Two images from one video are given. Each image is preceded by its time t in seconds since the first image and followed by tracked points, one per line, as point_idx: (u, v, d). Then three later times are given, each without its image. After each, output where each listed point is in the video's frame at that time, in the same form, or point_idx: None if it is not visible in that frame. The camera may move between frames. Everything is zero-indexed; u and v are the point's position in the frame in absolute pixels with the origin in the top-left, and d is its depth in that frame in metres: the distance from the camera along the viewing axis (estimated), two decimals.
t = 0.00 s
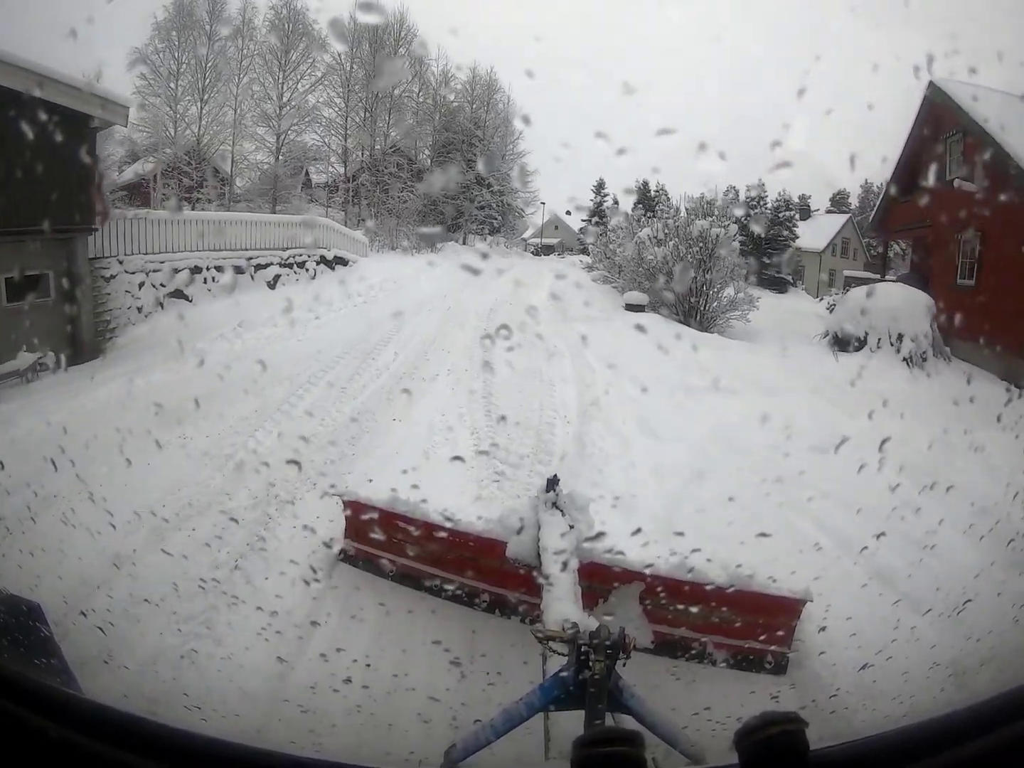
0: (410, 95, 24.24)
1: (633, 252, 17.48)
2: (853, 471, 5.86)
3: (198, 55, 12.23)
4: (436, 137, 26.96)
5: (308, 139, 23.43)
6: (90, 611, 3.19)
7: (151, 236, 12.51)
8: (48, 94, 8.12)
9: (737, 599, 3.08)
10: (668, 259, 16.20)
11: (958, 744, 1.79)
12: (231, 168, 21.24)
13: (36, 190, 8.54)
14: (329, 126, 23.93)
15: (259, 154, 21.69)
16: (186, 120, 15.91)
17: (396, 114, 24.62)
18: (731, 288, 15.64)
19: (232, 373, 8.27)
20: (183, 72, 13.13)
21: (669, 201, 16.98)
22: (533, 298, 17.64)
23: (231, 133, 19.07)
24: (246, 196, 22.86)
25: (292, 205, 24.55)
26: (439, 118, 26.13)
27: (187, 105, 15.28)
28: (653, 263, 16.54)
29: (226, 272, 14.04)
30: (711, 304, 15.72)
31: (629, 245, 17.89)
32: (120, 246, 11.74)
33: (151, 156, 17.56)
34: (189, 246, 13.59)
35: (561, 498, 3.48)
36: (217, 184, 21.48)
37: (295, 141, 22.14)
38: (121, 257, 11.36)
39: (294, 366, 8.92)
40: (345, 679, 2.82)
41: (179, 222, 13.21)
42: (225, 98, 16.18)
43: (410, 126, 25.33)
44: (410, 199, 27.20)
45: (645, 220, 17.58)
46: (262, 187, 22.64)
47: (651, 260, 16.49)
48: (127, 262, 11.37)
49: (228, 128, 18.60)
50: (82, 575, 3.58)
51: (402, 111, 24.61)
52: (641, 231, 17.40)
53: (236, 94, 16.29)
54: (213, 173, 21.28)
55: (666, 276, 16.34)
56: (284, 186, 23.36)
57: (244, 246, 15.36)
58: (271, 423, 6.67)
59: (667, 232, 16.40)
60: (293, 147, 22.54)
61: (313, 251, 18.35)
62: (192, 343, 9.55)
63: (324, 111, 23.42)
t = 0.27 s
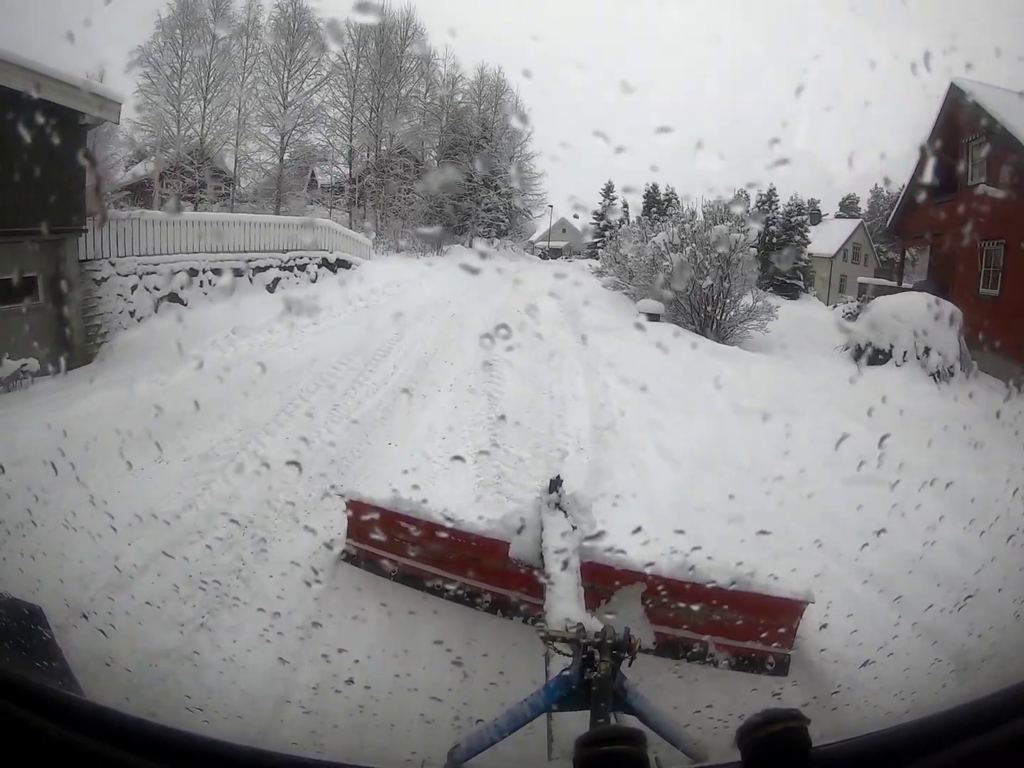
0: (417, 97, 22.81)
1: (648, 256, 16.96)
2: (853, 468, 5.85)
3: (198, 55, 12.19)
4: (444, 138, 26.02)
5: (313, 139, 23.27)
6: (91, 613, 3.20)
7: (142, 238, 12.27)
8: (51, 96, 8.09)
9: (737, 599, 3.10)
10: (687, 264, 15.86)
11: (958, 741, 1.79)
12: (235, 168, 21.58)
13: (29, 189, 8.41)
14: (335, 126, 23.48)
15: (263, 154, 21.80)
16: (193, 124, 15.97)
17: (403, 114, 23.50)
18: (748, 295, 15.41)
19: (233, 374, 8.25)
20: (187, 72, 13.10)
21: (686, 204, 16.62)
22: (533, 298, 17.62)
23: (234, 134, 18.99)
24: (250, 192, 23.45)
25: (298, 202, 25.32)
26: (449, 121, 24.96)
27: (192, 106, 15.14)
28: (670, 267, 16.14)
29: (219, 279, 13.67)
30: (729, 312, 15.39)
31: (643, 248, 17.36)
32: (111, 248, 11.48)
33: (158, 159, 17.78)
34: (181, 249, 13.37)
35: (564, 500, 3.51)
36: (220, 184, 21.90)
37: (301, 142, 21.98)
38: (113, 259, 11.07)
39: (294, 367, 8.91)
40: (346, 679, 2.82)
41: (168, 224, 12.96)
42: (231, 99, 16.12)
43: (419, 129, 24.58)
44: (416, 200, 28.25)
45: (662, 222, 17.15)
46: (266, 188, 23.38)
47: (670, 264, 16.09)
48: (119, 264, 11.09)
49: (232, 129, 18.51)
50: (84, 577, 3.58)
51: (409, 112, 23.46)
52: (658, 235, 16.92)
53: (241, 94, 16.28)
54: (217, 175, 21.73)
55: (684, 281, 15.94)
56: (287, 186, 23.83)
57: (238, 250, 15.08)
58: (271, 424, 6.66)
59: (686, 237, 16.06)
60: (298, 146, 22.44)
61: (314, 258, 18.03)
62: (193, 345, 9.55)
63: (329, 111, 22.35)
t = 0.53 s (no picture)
0: (424, 98, 22.25)
1: (656, 269, 15.14)
2: (853, 468, 5.86)
3: (200, 54, 12.17)
4: (452, 143, 25.35)
5: (320, 141, 23.02)
6: (90, 610, 3.19)
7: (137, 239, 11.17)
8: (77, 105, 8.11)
9: (736, 599, 3.09)
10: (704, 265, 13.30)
11: (956, 742, 1.79)
12: (239, 168, 21.42)
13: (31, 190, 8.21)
14: (340, 127, 23.05)
15: (268, 155, 21.65)
16: (196, 125, 16.35)
17: (409, 115, 22.88)
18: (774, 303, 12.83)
19: (232, 372, 8.23)
20: (190, 72, 13.29)
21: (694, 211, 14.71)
22: (533, 296, 17.61)
23: (238, 133, 18.99)
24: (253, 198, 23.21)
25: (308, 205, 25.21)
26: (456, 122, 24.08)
27: (194, 105, 15.38)
28: (681, 275, 13.86)
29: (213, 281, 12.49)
30: (746, 324, 13.02)
31: (652, 259, 15.54)
32: (105, 251, 10.41)
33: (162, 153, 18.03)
34: (179, 251, 12.31)
35: (559, 503, 3.53)
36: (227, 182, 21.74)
37: (306, 141, 21.65)
38: (104, 263, 10.03)
39: (293, 365, 8.88)
40: (345, 677, 2.83)
41: (165, 223, 11.86)
42: (236, 99, 16.33)
43: (425, 132, 24.20)
44: (425, 205, 27.16)
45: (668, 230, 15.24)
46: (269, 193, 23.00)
47: (674, 275, 14.09)
48: (111, 268, 10.05)
49: (235, 129, 18.48)
50: (83, 574, 3.57)
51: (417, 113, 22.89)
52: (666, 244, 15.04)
53: (244, 94, 16.37)
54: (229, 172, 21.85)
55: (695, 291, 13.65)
56: (291, 189, 23.38)
57: (236, 252, 13.91)
58: (270, 421, 6.66)
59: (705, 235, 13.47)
60: (304, 147, 22.21)
61: (315, 257, 16.73)
62: (193, 342, 9.53)
63: (336, 112, 22.02)
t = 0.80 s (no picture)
0: (429, 99, 22.94)
1: (668, 277, 14.46)
2: (853, 472, 5.86)
3: (202, 51, 12.47)
4: (457, 144, 25.46)
5: (324, 144, 22.79)
6: (88, 607, 3.19)
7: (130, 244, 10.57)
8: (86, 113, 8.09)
9: (734, 602, 3.07)
10: (720, 273, 12.62)
11: (953, 747, 1.80)
12: (241, 170, 20.62)
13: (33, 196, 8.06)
14: (343, 128, 22.99)
15: (269, 156, 20.90)
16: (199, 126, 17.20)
17: (415, 116, 23.25)
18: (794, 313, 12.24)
19: (233, 370, 8.22)
20: (193, 71, 13.86)
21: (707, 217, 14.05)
22: (534, 297, 17.61)
23: (241, 135, 18.99)
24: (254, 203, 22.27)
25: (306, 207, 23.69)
26: (461, 121, 24.22)
27: (196, 103, 16.11)
28: (694, 283, 13.13)
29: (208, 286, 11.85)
30: (765, 335, 12.35)
31: (663, 267, 14.86)
32: (95, 256, 9.85)
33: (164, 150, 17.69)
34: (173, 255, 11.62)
35: (556, 505, 3.53)
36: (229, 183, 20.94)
37: (311, 143, 21.12)
38: (93, 268, 9.49)
39: (294, 364, 8.88)
40: (343, 677, 2.82)
41: (160, 226, 11.29)
42: (242, 98, 17.11)
43: (429, 134, 24.39)
44: (430, 209, 26.38)
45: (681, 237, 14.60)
46: (270, 196, 21.99)
47: (688, 283, 13.39)
48: (100, 273, 9.50)
49: (238, 129, 18.59)
50: (82, 571, 3.57)
51: (422, 114, 23.26)
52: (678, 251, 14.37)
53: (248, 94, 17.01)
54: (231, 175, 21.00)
55: (710, 300, 12.94)
56: (296, 192, 22.40)
57: (234, 257, 13.24)
58: (270, 420, 6.65)
59: (720, 241, 12.80)
60: (308, 150, 21.68)
61: (314, 261, 16.07)
62: (194, 340, 9.52)
63: (340, 114, 22.56)
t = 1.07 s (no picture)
0: (434, 100, 21.46)
1: (681, 283, 13.77)
2: (854, 472, 5.85)
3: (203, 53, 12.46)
4: (463, 147, 24.37)
5: (325, 144, 23.15)
6: (90, 607, 3.20)
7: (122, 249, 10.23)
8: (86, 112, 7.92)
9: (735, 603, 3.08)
10: (739, 282, 11.79)
11: (955, 746, 1.80)
12: (242, 171, 21.20)
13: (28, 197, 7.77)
14: (346, 131, 23.03)
15: (273, 159, 21.74)
16: (198, 128, 16.53)
17: (418, 119, 22.32)
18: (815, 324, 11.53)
19: (235, 371, 8.23)
20: (194, 72, 13.62)
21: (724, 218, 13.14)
22: (536, 298, 17.63)
23: (245, 138, 19.47)
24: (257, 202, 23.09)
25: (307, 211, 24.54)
26: (466, 127, 22.79)
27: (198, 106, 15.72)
28: (710, 291, 12.33)
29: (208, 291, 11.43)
30: (784, 347, 11.70)
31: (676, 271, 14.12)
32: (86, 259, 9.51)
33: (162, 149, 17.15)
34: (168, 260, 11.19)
35: (557, 505, 3.52)
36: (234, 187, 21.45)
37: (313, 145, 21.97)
38: (80, 273, 9.06)
39: (295, 364, 8.89)
40: (345, 677, 2.83)
41: (155, 230, 10.91)
42: (244, 102, 16.91)
43: (433, 138, 23.58)
44: (433, 210, 26.84)
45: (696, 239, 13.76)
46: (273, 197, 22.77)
47: (703, 291, 12.64)
48: (88, 279, 9.06)
49: (240, 132, 18.61)
50: (84, 570, 3.58)
51: (425, 117, 22.21)
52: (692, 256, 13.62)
53: (251, 98, 16.86)
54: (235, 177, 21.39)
55: (726, 309, 12.18)
56: (297, 192, 23.08)
57: (233, 262, 12.75)
58: (272, 421, 6.65)
59: (739, 247, 11.94)
60: (311, 151, 22.46)
61: (313, 265, 15.36)
62: (196, 341, 9.52)
63: (341, 115, 22.06)
